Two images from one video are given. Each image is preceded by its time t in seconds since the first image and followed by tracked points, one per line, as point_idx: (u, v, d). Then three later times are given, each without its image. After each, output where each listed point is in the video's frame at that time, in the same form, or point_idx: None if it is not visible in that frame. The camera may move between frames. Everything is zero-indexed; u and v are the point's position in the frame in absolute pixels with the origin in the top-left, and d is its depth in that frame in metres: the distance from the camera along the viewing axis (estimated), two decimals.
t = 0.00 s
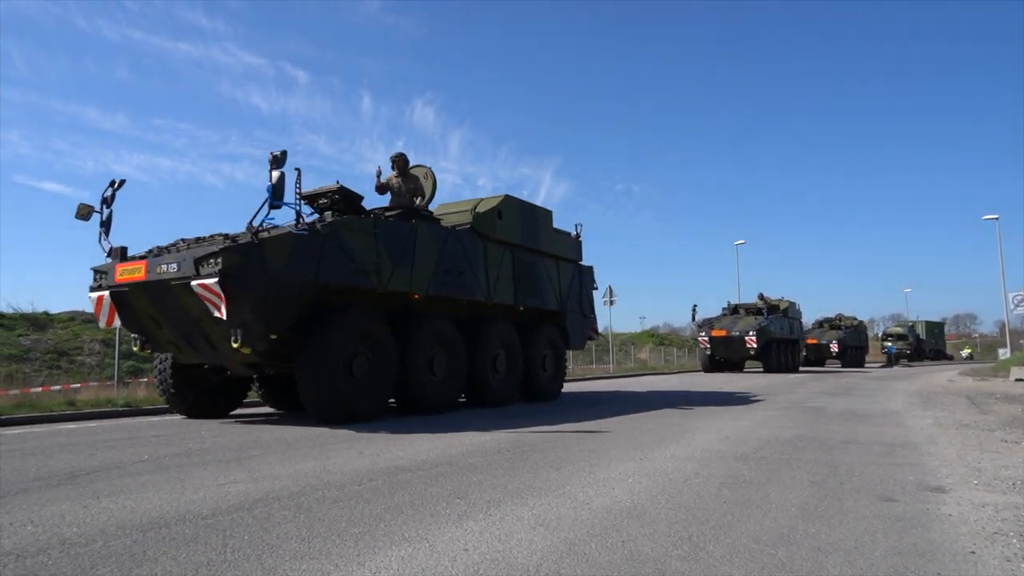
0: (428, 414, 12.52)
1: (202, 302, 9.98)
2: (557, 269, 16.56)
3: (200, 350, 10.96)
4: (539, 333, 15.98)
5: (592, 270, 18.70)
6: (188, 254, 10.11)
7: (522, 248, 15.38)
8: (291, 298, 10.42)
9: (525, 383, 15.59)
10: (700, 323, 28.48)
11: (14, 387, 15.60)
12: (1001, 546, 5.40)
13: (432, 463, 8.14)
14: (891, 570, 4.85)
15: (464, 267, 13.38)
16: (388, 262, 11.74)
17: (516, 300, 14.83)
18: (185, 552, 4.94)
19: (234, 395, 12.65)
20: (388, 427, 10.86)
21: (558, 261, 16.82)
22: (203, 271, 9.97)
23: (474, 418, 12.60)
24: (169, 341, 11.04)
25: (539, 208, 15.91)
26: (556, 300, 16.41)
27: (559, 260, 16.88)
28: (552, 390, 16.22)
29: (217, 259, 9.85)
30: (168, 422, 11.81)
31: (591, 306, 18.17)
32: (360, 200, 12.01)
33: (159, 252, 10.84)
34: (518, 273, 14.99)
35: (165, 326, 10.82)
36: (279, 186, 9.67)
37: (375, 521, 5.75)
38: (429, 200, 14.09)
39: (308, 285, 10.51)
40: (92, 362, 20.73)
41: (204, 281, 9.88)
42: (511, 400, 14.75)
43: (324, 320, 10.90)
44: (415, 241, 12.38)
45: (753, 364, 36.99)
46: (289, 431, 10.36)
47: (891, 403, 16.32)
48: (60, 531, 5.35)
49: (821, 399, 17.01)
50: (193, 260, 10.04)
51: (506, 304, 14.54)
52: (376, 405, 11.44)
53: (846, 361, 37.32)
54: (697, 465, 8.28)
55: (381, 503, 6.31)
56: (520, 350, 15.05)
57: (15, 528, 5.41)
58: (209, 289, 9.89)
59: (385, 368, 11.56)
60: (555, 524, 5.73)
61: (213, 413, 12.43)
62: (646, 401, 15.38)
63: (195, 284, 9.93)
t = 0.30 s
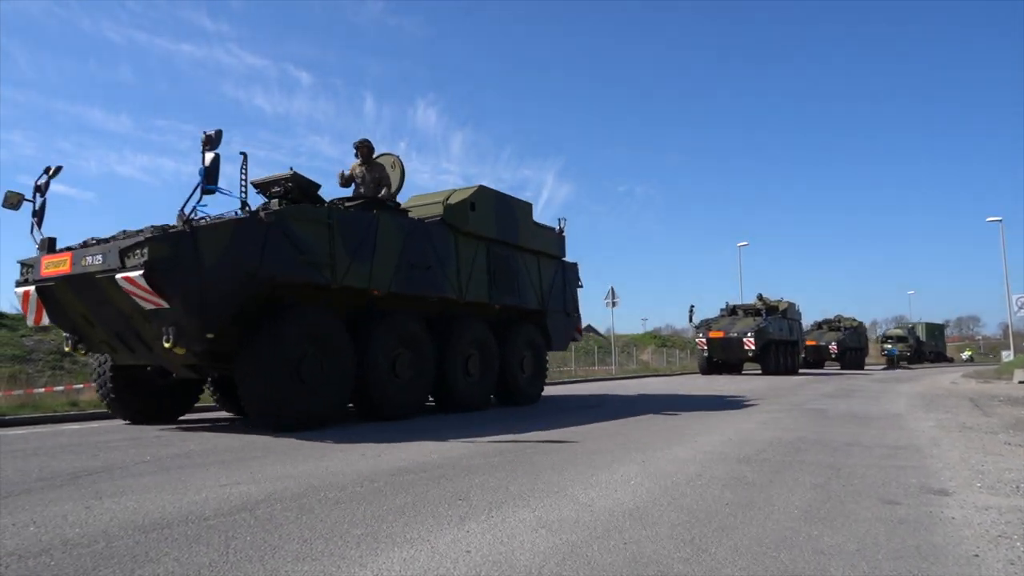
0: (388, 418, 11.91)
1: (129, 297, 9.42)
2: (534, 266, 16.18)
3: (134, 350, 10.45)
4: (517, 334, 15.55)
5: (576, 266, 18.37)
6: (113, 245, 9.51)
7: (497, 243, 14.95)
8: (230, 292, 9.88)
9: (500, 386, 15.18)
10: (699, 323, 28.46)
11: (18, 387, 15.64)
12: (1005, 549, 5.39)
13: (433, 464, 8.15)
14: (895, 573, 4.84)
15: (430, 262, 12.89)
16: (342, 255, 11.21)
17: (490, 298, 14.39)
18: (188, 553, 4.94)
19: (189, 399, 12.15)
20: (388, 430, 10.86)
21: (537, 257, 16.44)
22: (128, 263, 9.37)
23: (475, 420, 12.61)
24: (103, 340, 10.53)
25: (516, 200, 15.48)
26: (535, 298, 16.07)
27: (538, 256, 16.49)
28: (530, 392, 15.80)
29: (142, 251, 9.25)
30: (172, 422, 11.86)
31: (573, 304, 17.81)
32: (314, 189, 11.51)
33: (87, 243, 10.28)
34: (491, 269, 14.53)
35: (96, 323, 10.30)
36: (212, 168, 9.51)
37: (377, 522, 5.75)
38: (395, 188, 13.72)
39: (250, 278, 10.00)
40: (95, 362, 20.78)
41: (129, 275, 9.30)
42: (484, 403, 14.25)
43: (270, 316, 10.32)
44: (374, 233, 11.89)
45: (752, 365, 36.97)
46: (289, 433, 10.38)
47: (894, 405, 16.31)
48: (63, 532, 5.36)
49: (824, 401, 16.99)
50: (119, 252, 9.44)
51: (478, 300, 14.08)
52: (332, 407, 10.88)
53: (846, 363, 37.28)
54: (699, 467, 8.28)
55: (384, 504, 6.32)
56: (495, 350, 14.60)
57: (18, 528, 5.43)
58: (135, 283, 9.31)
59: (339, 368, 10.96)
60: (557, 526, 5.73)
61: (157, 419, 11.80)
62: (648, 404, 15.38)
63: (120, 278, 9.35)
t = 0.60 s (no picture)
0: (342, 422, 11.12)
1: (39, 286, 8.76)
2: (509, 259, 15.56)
3: (57, 346, 9.77)
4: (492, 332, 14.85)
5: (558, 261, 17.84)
6: (25, 231, 8.87)
7: (471, 235, 14.32)
8: (156, 283, 9.07)
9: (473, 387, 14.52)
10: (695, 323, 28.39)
11: (20, 387, 15.64)
12: (1007, 549, 5.38)
13: (433, 463, 8.13)
14: (897, 573, 4.83)
15: (387, 253, 12.19)
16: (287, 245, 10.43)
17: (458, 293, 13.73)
18: (189, 552, 4.95)
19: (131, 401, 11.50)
20: (388, 430, 10.83)
21: (515, 251, 15.87)
22: (37, 250, 8.70)
23: (475, 420, 12.59)
24: (26, 337, 9.86)
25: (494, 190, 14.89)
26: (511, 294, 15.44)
27: (516, 250, 15.93)
28: (508, 394, 15.12)
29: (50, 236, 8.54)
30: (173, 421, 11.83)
31: (553, 300, 17.20)
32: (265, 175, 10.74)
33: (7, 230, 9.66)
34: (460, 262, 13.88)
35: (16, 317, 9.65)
36: (132, 146, 8.35)
37: (378, 521, 5.74)
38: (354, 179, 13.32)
39: (180, 267, 9.10)
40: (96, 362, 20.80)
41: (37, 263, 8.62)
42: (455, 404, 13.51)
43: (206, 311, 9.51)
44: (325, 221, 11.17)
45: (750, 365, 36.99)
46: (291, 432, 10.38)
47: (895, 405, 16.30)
48: (64, 531, 5.36)
49: (825, 401, 16.96)
50: (30, 238, 8.79)
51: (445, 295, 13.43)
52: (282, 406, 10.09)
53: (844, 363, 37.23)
54: (700, 466, 8.27)
55: (384, 503, 6.32)
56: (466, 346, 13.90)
57: (19, 527, 5.42)
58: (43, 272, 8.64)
59: (286, 367, 10.14)
60: (558, 525, 5.72)
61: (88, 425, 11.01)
62: (649, 404, 15.36)
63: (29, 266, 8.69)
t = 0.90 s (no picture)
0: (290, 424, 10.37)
1: None
2: (483, 251, 14.85)
3: None
4: (463, 329, 14.18)
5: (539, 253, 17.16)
6: None
7: (440, 224, 13.58)
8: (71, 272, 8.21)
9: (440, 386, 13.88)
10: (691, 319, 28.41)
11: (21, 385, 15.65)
12: (1006, 546, 5.38)
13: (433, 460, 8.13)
14: (896, 570, 4.83)
15: (344, 241, 11.45)
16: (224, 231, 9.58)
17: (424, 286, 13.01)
18: (188, 549, 4.95)
19: (53, 401, 10.64)
20: (385, 428, 10.80)
21: (490, 242, 15.19)
22: None
23: (474, 419, 12.57)
24: None
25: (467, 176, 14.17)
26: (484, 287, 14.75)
27: (491, 240, 15.23)
28: (478, 394, 14.46)
29: None
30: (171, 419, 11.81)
31: (532, 294, 16.52)
32: (207, 154, 9.84)
33: None
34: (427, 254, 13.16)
35: None
36: (31, 115, 7.58)
37: (377, 518, 5.74)
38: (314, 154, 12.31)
39: (96, 254, 8.21)
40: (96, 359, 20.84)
41: None
42: (417, 405, 12.79)
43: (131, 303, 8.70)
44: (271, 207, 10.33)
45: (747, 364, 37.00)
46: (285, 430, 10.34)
47: (895, 403, 16.30)
48: (64, 527, 5.36)
49: (824, 399, 16.96)
50: None
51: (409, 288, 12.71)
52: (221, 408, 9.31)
53: (840, 360, 37.28)
54: (699, 464, 8.27)
55: (384, 500, 6.31)
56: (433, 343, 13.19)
57: (18, 524, 5.42)
58: None
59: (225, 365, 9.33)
60: (558, 522, 5.72)
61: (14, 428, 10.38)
62: (649, 403, 15.36)
63: None
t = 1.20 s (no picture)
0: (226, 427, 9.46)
1: None
2: (453, 242, 13.92)
3: None
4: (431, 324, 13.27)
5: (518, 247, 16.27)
6: None
7: (406, 213, 12.63)
8: None
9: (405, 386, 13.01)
10: (685, 316, 28.37)
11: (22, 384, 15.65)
12: (1005, 543, 5.39)
13: (433, 458, 8.13)
14: (895, 567, 4.84)
15: (295, 229, 10.51)
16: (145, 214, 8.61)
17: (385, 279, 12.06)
18: (187, 546, 4.95)
19: None
20: (384, 427, 10.78)
21: (462, 234, 14.26)
22: None
23: (473, 417, 12.55)
24: None
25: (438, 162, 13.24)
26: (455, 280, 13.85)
27: (464, 232, 14.31)
28: (446, 396, 13.59)
29: None
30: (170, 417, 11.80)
31: (509, 289, 15.65)
32: (136, 130, 8.83)
33: None
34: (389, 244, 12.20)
35: None
36: None
37: (377, 516, 5.74)
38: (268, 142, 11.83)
39: None
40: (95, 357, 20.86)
41: None
42: (376, 409, 11.87)
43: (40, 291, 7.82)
44: (205, 189, 9.35)
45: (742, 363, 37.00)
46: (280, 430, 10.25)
47: (893, 401, 16.35)
48: (64, 525, 5.36)
49: (824, 397, 16.96)
50: None
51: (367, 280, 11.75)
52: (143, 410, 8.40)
53: (837, 358, 37.27)
54: (699, 461, 8.27)
55: (384, 498, 6.31)
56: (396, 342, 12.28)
57: (18, 521, 5.43)
58: None
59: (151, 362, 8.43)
60: (557, 520, 5.72)
61: None
62: (649, 402, 15.36)
63: None
